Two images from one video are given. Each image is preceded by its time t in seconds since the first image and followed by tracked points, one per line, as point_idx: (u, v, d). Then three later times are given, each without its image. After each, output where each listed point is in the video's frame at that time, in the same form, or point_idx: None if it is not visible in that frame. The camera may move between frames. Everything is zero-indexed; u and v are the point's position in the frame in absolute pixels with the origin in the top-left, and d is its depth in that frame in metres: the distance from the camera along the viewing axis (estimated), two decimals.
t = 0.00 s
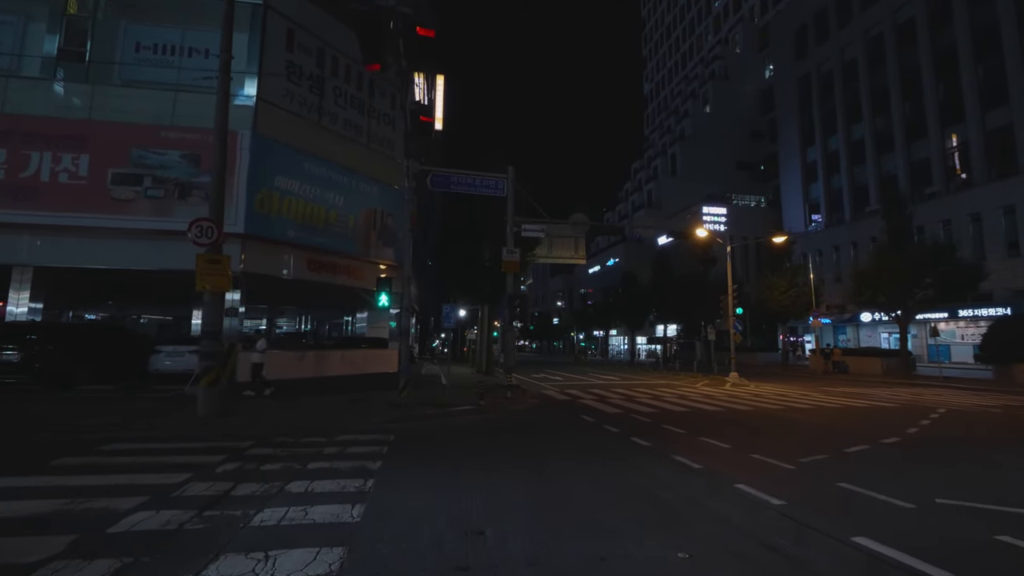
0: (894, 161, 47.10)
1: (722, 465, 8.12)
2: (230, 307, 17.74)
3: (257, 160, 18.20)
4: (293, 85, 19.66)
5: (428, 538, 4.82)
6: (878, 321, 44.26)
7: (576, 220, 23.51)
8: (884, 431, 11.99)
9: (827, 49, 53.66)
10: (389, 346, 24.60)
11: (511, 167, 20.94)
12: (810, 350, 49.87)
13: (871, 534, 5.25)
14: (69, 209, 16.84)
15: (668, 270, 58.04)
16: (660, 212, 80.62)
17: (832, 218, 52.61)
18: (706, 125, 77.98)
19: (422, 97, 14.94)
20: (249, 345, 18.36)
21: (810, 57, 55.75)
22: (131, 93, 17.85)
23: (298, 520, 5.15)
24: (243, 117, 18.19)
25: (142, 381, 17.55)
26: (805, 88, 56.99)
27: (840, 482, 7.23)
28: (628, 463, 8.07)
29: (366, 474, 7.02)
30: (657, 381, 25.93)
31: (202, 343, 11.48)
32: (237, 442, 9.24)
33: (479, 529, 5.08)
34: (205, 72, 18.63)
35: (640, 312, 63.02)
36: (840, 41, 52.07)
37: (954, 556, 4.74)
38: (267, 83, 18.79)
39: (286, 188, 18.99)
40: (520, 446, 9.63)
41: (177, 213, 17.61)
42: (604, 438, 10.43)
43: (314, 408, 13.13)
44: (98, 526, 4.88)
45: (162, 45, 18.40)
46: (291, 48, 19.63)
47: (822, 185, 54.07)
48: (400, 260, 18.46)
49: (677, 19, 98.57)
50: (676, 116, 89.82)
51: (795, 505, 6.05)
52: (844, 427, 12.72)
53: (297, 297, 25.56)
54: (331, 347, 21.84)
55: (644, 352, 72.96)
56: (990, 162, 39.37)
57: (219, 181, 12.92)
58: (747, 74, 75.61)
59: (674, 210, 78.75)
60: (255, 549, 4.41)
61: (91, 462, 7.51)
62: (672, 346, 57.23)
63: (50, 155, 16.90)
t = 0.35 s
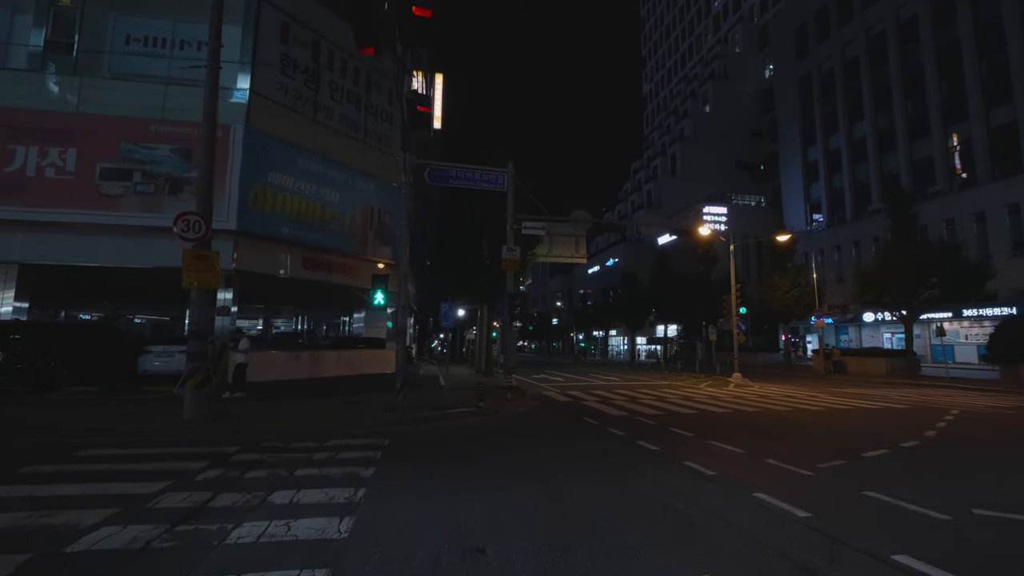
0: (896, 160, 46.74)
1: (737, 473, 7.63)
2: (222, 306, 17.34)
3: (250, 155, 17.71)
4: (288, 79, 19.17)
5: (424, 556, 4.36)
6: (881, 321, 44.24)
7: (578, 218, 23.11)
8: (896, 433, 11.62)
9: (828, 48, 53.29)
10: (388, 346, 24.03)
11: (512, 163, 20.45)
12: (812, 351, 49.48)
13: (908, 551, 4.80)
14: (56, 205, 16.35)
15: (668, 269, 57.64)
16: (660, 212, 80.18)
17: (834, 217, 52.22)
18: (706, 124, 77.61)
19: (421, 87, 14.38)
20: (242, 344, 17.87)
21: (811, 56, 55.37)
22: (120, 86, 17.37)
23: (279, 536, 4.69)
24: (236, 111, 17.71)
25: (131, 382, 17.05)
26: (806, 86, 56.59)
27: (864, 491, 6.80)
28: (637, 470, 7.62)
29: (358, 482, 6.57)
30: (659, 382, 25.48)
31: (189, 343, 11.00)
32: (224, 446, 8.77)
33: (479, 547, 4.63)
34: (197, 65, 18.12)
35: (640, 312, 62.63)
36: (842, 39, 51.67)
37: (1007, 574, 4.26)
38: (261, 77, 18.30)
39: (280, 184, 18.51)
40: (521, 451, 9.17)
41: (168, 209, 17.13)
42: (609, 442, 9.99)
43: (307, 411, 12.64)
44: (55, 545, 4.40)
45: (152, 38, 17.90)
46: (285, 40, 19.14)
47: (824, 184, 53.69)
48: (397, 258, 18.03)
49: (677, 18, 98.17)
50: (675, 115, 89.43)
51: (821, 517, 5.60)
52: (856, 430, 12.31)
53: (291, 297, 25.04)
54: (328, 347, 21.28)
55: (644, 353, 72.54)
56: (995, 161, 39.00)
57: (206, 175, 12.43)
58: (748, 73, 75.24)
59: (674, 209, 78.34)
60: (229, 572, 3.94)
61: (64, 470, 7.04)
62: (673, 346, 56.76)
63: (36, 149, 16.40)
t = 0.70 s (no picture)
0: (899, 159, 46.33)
1: (760, 490, 7.09)
2: (213, 307, 16.90)
3: (243, 151, 17.20)
4: (283, 74, 18.66)
5: None
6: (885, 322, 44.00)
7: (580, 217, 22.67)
8: (914, 441, 11.20)
9: (830, 46, 52.83)
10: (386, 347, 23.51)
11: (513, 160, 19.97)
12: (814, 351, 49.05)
13: None
14: (42, 202, 15.83)
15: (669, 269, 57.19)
16: (660, 212, 79.72)
17: (836, 217, 51.79)
18: (707, 124, 77.19)
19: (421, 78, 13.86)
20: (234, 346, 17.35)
21: (813, 54, 54.91)
22: (109, 80, 16.84)
23: (257, 565, 4.19)
24: (229, 107, 17.23)
25: (121, 384, 16.54)
26: (808, 85, 56.16)
27: (896, 507, 6.31)
28: (650, 484, 7.13)
29: (349, 498, 6.07)
30: (662, 383, 25.04)
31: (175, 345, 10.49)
32: (209, 455, 8.26)
33: None
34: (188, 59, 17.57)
35: (641, 312, 62.16)
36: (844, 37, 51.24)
37: None
38: (255, 72, 17.79)
39: (274, 181, 18.02)
40: (524, 459, 8.68)
41: (159, 206, 16.61)
42: (617, 449, 9.51)
43: (300, 415, 12.14)
44: None
45: (143, 30, 17.31)
46: (280, 33, 18.61)
47: (826, 183, 53.27)
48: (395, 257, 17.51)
49: (677, 18, 97.78)
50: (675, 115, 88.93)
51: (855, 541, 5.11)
52: (871, 437, 11.89)
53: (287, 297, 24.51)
54: (326, 347, 20.72)
55: (645, 353, 72.02)
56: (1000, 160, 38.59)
57: (194, 171, 11.93)
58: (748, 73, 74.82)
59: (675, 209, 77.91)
60: None
61: (33, 483, 6.53)
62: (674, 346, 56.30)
63: (22, 144, 15.89)
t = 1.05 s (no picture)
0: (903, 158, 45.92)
1: (784, 500, 6.62)
2: (206, 305, 16.38)
3: (238, 144, 16.71)
4: (279, 65, 18.17)
5: None
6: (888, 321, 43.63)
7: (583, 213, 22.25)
8: (936, 444, 10.77)
9: (834, 44, 52.38)
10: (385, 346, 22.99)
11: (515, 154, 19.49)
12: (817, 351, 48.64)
13: None
14: (30, 195, 15.33)
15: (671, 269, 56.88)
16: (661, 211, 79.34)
17: (839, 216, 51.37)
18: (708, 122, 76.82)
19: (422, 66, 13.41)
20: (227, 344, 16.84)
21: (816, 52, 54.48)
22: (101, 71, 16.34)
23: None
24: (224, 98, 16.75)
25: (110, 384, 16.03)
26: (811, 83, 55.74)
27: (936, 522, 5.84)
28: (667, 496, 6.66)
29: (343, 508, 5.60)
30: (665, 383, 24.52)
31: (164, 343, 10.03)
32: (196, 460, 7.77)
33: None
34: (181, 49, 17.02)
35: (642, 311, 61.73)
36: (847, 35, 50.82)
37: None
38: (250, 62, 17.28)
39: (270, 175, 17.52)
40: (530, 466, 8.19)
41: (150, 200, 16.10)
42: (628, 454, 9.03)
43: (295, 416, 11.66)
44: None
45: (135, 19, 16.73)
46: (276, 24, 18.10)
47: (828, 182, 52.86)
48: (394, 253, 17.03)
49: (677, 17, 97.50)
50: (676, 114, 88.50)
51: (902, 566, 4.66)
52: (890, 440, 11.44)
53: (283, 294, 24.02)
54: (324, 347, 20.23)
55: (645, 353, 71.57)
56: (1006, 158, 38.15)
57: (185, 162, 11.45)
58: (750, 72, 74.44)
59: (675, 208, 77.52)
60: None
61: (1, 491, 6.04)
62: (676, 346, 55.86)
63: (8, 136, 15.38)
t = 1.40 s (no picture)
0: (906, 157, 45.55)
1: (815, 517, 6.10)
2: (198, 306, 15.87)
3: (231, 140, 16.22)
4: (274, 59, 17.67)
5: None
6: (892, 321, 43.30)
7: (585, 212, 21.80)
8: (960, 451, 10.27)
9: (835, 42, 51.99)
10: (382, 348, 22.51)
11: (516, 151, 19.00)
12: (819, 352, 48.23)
13: None
14: (16, 192, 14.83)
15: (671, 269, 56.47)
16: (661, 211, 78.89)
17: (841, 216, 50.97)
18: (708, 122, 76.41)
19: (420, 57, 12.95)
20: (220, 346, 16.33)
21: (817, 51, 54.10)
22: (89, 64, 15.80)
23: None
24: (216, 93, 16.24)
25: (99, 387, 15.57)
26: (812, 82, 55.33)
27: (979, 541, 5.38)
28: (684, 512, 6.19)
29: (334, 529, 5.13)
30: (668, 385, 24.07)
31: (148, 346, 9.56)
32: (179, 471, 7.30)
33: None
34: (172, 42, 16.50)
35: (642, 311, 61.31)
36: (849, 33, 50.42)
37: None
38: (243, 56, 16.78)
39: (264, 172, 17.04)
40: (535, 478, 7.73)
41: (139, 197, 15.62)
42: (638, 463, 8.57)
43: (288, 422, 11.19)
44: None
45: (125, 11, 16.19)
46: (271, 17, 17.61)
47: (830, 181, 52.46)
48: (392, 253, 16.54)
49: (676, 17, 97.17)
50: (676, 114, 88.13)
51: None
52: (909, 445, 10.98)
53: (279, 295, 23.56)
54: (320, 348, 19.75)
55: (645, 354, 71.10)
56: (1011, 157, 37.76)
57: (172, 157, 10.96)
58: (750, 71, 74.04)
59: (676, 208, 77.13)
60: None
61: None
62: (677, 347, 55.45)
63: None
